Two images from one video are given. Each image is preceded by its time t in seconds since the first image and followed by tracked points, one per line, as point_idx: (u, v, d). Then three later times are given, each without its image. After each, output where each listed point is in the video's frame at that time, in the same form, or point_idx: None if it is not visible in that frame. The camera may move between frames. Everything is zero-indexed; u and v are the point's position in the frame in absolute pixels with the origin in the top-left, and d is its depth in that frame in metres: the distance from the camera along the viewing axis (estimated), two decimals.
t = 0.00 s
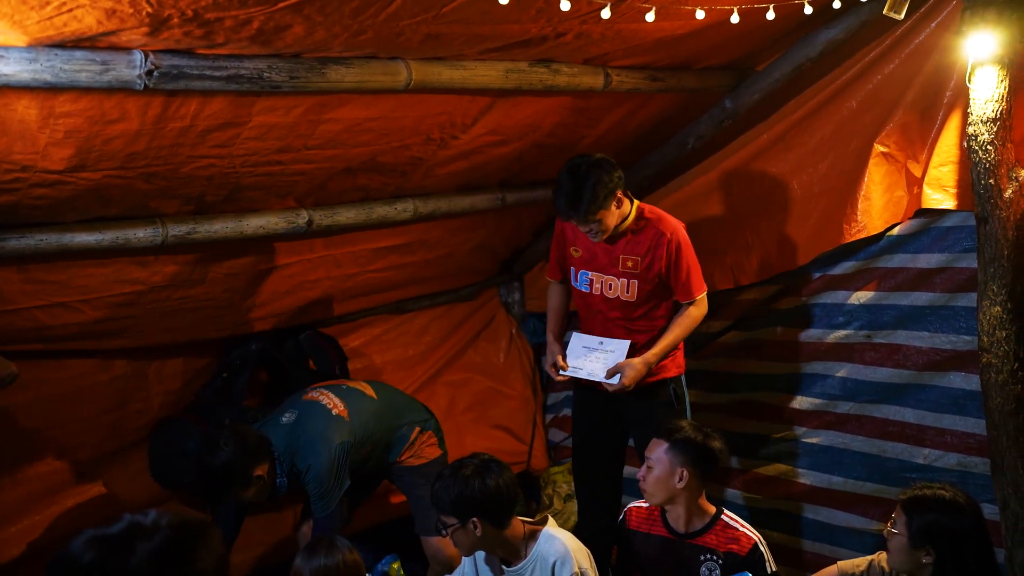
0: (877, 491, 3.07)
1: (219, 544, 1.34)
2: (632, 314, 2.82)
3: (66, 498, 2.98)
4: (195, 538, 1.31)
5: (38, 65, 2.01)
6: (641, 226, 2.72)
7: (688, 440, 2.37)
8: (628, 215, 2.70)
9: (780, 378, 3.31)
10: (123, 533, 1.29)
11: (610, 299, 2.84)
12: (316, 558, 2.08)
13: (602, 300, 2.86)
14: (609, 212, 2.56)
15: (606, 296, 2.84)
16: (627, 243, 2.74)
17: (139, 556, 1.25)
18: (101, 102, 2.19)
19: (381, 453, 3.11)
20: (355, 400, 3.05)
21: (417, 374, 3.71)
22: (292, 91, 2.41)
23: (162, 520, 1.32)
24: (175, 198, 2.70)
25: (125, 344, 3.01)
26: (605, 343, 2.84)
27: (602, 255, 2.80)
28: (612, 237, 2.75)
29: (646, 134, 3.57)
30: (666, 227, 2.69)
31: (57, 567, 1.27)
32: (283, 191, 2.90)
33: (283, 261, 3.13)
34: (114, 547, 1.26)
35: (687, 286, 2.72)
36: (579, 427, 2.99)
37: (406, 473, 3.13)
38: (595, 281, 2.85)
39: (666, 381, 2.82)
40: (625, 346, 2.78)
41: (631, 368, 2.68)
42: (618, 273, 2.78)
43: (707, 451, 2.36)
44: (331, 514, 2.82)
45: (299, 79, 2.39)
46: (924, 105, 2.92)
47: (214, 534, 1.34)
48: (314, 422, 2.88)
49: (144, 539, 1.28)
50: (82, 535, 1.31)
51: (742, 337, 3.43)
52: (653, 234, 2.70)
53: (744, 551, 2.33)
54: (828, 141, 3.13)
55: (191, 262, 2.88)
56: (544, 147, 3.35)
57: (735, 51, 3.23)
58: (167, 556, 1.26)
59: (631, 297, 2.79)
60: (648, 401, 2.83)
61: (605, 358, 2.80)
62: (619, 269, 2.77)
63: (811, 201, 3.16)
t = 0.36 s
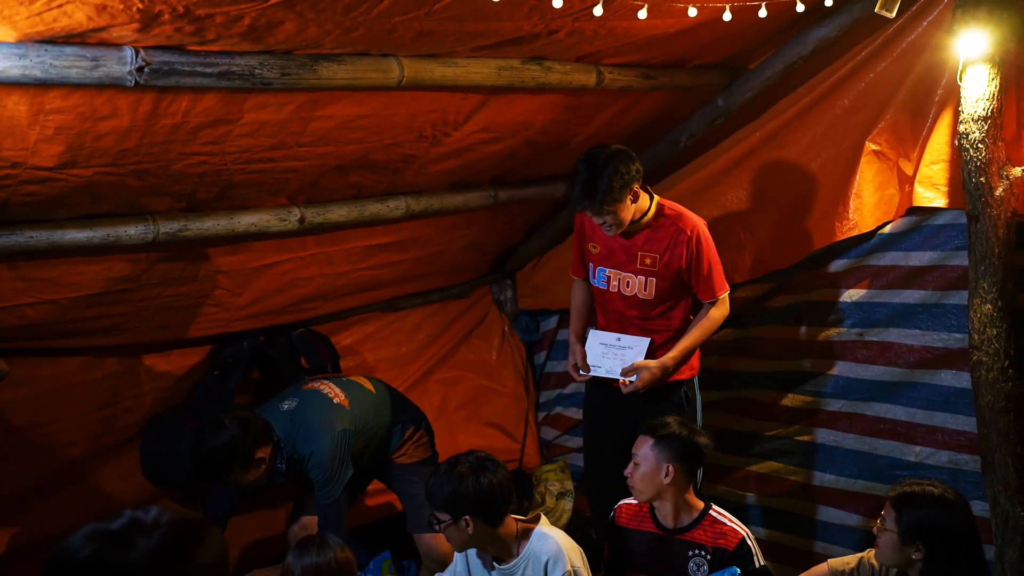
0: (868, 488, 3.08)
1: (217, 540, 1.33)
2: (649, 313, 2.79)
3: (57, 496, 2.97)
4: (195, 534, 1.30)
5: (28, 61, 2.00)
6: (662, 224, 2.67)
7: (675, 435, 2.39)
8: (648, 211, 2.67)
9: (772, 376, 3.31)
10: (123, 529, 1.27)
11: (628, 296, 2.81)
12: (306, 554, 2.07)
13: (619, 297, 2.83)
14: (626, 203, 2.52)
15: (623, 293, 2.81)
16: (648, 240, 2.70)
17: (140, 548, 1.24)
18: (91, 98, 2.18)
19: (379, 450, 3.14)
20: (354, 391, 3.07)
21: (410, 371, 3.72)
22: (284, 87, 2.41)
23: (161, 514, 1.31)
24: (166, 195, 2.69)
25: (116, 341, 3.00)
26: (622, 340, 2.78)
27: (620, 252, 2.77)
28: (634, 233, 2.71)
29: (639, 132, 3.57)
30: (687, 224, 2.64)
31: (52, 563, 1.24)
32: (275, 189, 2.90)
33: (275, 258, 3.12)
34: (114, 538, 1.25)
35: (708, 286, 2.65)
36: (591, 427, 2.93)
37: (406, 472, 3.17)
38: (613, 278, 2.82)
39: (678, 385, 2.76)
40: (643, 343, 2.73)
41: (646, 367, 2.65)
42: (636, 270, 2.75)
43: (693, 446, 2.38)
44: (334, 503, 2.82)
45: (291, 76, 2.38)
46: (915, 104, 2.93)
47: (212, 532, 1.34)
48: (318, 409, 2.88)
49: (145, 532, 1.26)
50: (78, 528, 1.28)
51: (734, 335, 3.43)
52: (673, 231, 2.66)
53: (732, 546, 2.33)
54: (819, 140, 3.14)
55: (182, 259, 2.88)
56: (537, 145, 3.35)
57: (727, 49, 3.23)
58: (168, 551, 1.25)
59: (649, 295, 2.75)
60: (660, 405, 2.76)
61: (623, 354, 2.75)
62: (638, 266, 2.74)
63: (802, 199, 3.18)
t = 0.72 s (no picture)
0: (864, 483, 3.08)
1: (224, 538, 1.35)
2: (647, 306, 2.77)
3: (52, 495, 2.97)
4: (202, 532, 1.32)
5: (20, 60, 1.99)
6: (659, 213, 2.67)
7: (670, 432, 2.39)
8: (644, 201, 2.68)
9: (768, 372, 3.32)
10: (129, 528, 1.28)
11: (625, 289, 2.79)
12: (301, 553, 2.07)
13: (618, 290, 2.82)
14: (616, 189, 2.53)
15: (621, 286, 2.80)
16: (645, 229, 2.69)
17: (146, 549, 1.26)
18: (84, 97, 2.17)
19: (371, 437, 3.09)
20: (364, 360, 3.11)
21: (406, 369, 3.72)
22: (277, 85, 2.40)
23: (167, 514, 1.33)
24: (160, 194, 2.69)
25: (111, 340, 3.00)
26: (617, 320, 2.74)
27: (617, 244, 2.76)
28: (629, 222, 2.71)
29: (634, 128, 3.57)
30: (683, 212, 2.64)
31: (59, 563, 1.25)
32: (269, 187, 2.89)
33: (269, 257, 3.11)
34: (120, 538, 1.26)
35: (711, 275, 2.65)
36: (589, 424, 2.92)
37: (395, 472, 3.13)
38: (611, 271, 2.81)
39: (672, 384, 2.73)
40: (638, 323, 2.69)
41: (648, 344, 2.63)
42: (634, 261, 2.74)
43: (688, 443, 2.39)
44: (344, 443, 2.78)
45: (284, 74, 2.37)
46: (909, 100, 2.93)
47: (218, 532, 1.35)
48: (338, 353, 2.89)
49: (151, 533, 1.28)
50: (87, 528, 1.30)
51: (729, 331, 3.44)
52: (670, 222, 2.65)
53: (726, 541, 2.34)
54: (814, 136, 3.14)
55: (176, 257, 2.87)
56: (532, 142, 3.35)
57: (721, 45, 3.23)
58: (172, 550, 1.27)
59: (647, 286, 2.74)
60: (656, 404, 2.75)
61: (619, 332, 2.70)
62: (634, 257, 2.73)
63: (797, 195, 3.18)
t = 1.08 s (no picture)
0: (862, 492, 3.06)
1: (209, 545, 1.38)
2: (641, 313, 2.77)
3: (49, 504, 2.96)
4: (186, 542, 1.35)
5: (19, 69, 1.99)
6: (653, 220, 2.69)
7: (685, 439, 2.39)
8: (640, 209, 2.71)
9: (766, 380, 3.32)
10: (108, 548, 1.30)
11: (620, 295, 2.78)
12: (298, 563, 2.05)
13: (612, 296, 2.80)
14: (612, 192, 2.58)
15: (616, 291, 2.79)
16: (638, 235, 2.71)
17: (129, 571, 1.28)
18: (83, 105, 2.18)
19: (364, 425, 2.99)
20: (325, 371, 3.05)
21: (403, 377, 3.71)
22: (276, 94, 2.40)
23: (151, 525, 1.35)
24: (159, 202, 2.69)
25: (109, 349, 3.00)
26: (593, 317, 2.76)
27: (612, 249, 2.77)
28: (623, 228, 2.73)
29: (632, 137, 3.58)
30: (678, 219, 2.65)
31: None
32: (268, 195, 2.89)
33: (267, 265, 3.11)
34: (102, 561, 1.29)
35: (702, 283, 2.64)
36: (583, 431, 2.91)
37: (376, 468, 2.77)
38: (606, 276, 2.81)
39: (666, 390, 2.74)
40: (611, 318, 2.70)
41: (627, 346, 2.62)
42: (628, 267, 2.74)
43: (700, 451, 2.40)
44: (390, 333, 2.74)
45: (283, 83, 2.38)
46: (906, 109, 2.94)
47: (201, 538, 1.38)
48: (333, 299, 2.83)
49: (134, 552, 1.30)
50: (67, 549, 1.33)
51: (727, 339, 3.44)
52: (665, 229, 2.66)
53: (722, 548, 2.33)
54: (810, 145, 3.15)
55: (174, 265, 2.87)
56: (530, 151, 3.35)
57: (719, 54, 3.24)
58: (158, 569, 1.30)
59: (641, 292, 2.74)
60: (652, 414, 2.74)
61: (595, 332, 2.72)
62: (629, 263, 2.74)
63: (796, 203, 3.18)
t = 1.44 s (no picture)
0: (860, 489, 3.06)
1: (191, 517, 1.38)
2: (638, 311, 2.78)
3: (47, 504, 2.97)
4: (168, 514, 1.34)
5: (14, 69, 1.99)
6: (650, 220, 2.69)
7: (695, 444, 2.40)
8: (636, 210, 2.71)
9: (764, 378, 3.32)
10: (86, 525, 1.29)
11: (617, 293, 2.80)
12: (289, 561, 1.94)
13: (610, 294, 2.82)
14: (607, 184, 2.61)
15: (613, 289, 2.80)
16: (634, 234, 2.71)
17: (108, 548, 1.27)
18: (79, 105, 2.18)
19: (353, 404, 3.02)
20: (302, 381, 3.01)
21: (401, 375, 3.71)
22: (272, 93, 2.40)
23: (130, 499, 1.34)
24: (155, 201, 2.69)
25: (106, 349, 2.99)
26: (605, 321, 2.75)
27: (610, 248, 2.77)
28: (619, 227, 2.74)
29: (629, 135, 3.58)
30: (676, 221, 2.65)
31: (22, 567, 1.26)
32: (265, 194, 2.89)
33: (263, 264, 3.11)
34: (81, 537, 1.28)
35: (697, 287, 2.64)
36: (581, 427, 2.91)
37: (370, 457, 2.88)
38: (603, 275, 2.81)
39: (661, 388, 2.74)
40: (621, 323, 2.68)
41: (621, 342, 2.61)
42: (625, 266, 2.75)
43: (710, 459, 2.40)
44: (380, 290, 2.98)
45: (279, 82, 2.38)
46: (902, 106, 2.95)
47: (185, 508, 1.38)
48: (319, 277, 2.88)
49: (115, 526, 1.29)
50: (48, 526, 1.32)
51: (724, 337, 3.45)
52: (662, 229, 2.66)
53: (716, 552, 2.31)
54: (807, 142, 3.16)
55: (172, 265, 2.87)
56: (526, 149, 3.36)
57: (715, 52, 3.24)
58: (139, 544, 1.29)
59: (638, 291, 2.74)
60: (648, 412, 2.75)
61: (601, 330, 2.70)
62: (626, 262, 2.74)
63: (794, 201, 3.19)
